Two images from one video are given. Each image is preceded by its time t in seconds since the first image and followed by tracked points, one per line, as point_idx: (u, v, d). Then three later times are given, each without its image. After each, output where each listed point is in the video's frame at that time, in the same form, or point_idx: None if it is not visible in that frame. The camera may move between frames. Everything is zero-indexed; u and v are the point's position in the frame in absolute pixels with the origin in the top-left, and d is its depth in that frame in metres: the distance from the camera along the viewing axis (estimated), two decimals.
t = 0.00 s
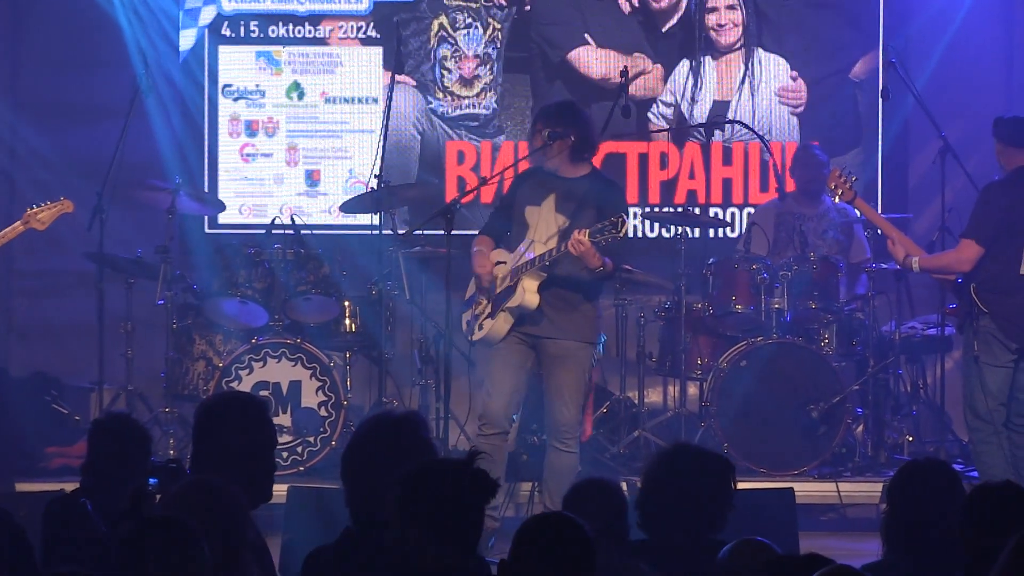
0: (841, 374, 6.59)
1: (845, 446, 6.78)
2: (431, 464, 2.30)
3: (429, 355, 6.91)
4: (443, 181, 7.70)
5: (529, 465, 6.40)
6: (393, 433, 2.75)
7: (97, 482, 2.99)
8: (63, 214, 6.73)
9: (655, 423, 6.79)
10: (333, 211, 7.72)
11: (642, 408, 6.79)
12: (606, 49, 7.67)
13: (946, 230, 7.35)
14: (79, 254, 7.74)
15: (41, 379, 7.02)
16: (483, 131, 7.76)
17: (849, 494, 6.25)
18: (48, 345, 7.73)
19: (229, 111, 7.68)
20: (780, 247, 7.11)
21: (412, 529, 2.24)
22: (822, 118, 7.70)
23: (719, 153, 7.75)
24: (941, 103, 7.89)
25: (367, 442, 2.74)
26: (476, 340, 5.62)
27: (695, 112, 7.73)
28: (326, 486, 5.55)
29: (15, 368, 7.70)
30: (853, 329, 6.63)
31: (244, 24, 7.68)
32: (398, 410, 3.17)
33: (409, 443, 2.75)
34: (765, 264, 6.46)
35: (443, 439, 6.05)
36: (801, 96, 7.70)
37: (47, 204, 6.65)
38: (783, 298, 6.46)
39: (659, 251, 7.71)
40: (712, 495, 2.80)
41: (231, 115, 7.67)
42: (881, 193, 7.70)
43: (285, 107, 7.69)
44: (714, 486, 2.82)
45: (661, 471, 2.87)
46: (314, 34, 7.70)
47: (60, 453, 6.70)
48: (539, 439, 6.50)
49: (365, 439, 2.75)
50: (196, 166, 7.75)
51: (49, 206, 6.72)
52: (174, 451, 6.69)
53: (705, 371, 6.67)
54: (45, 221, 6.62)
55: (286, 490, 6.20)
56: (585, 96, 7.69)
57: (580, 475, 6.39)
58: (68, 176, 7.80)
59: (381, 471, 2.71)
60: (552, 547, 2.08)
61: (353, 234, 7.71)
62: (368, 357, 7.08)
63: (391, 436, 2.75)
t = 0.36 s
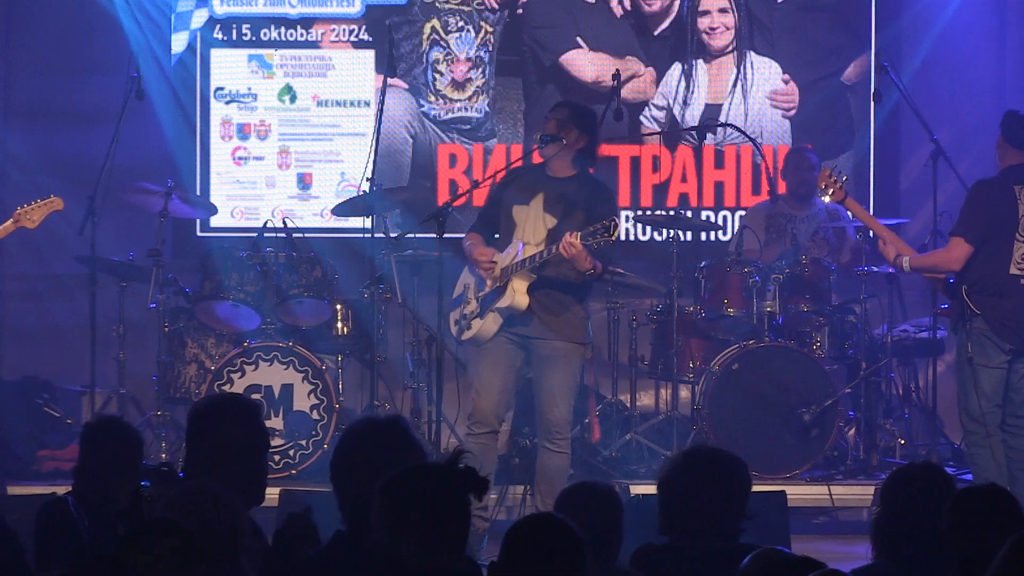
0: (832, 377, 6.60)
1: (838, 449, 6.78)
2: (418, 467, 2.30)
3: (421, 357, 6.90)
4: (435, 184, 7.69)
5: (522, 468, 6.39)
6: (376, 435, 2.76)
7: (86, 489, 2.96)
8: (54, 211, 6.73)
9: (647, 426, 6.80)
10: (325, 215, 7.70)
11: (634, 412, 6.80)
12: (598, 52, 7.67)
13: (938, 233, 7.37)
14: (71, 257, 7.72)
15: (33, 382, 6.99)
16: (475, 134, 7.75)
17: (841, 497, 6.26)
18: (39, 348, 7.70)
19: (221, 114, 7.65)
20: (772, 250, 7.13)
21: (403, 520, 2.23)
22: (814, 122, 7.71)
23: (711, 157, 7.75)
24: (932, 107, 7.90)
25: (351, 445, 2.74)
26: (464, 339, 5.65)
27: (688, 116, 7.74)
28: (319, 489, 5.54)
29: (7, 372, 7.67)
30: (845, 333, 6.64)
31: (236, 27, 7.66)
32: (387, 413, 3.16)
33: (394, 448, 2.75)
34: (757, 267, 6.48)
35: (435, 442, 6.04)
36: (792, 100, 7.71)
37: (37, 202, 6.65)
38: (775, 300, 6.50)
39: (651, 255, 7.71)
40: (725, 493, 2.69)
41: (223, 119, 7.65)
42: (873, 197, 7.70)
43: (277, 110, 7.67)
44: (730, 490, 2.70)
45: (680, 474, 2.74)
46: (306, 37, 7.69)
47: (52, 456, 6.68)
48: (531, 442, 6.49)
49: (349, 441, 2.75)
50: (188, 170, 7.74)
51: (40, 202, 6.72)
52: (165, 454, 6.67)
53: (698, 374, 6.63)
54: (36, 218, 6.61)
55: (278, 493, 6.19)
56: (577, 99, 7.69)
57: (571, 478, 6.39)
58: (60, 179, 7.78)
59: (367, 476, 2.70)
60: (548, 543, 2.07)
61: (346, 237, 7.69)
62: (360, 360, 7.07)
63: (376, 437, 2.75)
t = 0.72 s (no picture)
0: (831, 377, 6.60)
1: (836, 450, 6.78)
2: (416, 468, 2.29)
3: (420, 358, 6.90)
4: (433, 185, 7.69)
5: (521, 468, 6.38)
6: (370, 437, 2.76)
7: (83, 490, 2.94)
8: (52, 209, 6.69)
9: (646, 426, 6.80)
10: (324, 215, 7.70)
11: (632, 412, 6.80)
12: (596, 53, 7.67)
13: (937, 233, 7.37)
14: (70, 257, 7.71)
15: (32, 383, 6.99)
16: (474, 134, 7.75)
17: (840, 497, 6.25)
18: (38, 348, 7.69)
19: (219, 115, 7.64)
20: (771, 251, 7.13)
21: (403, 513, 2.22)
22: (813, 123, 7.71)
23: (709, 157, 7.75)
24: (930, 108, 7.91)
25: (340, 442, 2.75)
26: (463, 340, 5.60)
27: (686, 116, 7.74)
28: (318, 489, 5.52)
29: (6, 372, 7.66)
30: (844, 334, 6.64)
31: (235, 28, 7.65)
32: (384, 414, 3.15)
33: (384, 446, 2.75)
34: (755, 267, 6.47)
35: (434, 443, 6.03)
36: (791, 100, 7.72)
37: (37, 200, 6.62)
38: (773, 301, 6.48)
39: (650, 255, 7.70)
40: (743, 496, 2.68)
41: (222, 119, 7.64)
42: (872, 197, 7.70)
43: (276, 110, 7.67)
44: (750, 494, 2.68)
45: (697, 475, 2.71)
46: (305, 37, 7.69)
47: (50, 457, 6.68)
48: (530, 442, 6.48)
49: (340, 438, 2.76)
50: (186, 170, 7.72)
51: (38, 201, 6.69)
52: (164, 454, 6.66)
53: (697, 374, 6.57)
54: (34, 217, 6.57)
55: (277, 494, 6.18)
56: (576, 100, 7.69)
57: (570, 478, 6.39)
58: (59, 178, 7.78)
59: (362, 475, 2.70)
60: (546, 542, 2.04)
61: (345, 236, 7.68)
62: (358, 361, 7.06)
63: (369, 438, 2.76)
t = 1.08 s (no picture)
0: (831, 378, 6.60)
1: (836, 450, 6.78)
2: (410, 467, 2.30)
3: (420, 358, 6.91)
4: (433, 185, 7.70)
5: (521, 467, 6.38)
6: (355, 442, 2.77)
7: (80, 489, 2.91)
8: (56, 214, 6.73)
9: (646, 426, 6.80)
10: (324, 215, 7.70)
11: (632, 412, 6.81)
12: (596, 53, 7.66)
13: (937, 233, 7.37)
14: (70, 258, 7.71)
15: (33, 382, 6.99)
16: (474, 134, 7.76)
17: (839, 497, 6.26)
18: (38, 349, 7.70)
19: (219, 115, 7.65)
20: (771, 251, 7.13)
21: (400, 516, 2.23)
22: (814, 123, 7.71)
23: (710, 157, 7.75)
24: (930, 108, 7.91)
25: (325, 443, 2.76)
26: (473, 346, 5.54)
27: (686, 116, 7.74)
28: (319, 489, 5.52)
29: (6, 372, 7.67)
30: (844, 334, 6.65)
31: (235, 28, 7.66)
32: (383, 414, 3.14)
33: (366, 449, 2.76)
34: (756, 267, 6.48)
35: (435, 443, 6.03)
36: (791, 100, 7.72)
37: (40, 205, 6.64)
38: (773, 301, 6.47)
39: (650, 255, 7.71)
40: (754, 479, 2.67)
41: (221, 119, 7.65)
42: (872, 197, 7.70)
43: (276, 111, 7.68)
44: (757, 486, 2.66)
45: (708, 473, 2.72)
46: (305, 38, 7.69)
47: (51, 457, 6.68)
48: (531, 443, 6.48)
49: (322, 442, 2.76)
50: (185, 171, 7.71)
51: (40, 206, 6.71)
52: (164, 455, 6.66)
53: (697, 374, 6.61)
54: (38, 222, 6.60)
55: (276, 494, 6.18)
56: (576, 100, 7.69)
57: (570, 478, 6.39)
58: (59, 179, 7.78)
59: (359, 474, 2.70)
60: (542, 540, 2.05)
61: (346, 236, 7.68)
62: (358, 361, 7.06)
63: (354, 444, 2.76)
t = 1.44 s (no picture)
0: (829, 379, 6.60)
1: (833, 450, 6.80)
2: (400, 469, 2.31)
3: (417, 359, 6.92)
4: (431, 186, 7.70)
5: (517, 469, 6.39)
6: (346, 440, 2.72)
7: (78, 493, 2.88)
8: (55, 219, 6.73)
9: (643, 427, 6.81)
10: (321, 216, 7.69)
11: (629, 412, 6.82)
12: (594, 54, 7.66)
13: (934, 234, 7.38)
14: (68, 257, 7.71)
15: (31, 383, 6.99)
16: (471, 135, 7.75)
17: (836, 498, 6.26)
18: (37, 349, 7.69)
19: (217, 115, 7.64)
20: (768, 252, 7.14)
21: (395, 513, 2.23)
22: (811, 123, 7.72)
23: (707, 158, 7.76)
24: (928, 109, 7.91)
25: (308, 445, 2.71)
26: (479, 348, 5.49)
27: (683, 117, 7.75)
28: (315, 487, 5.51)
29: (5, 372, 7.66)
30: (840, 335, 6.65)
31: (232, 29, 7.65)
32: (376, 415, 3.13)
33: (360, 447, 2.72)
34: (752, 268, 6.49)
35: (433, 445, 6.02)
36: (788, 101, 7.72)
37: (40, 211, 6.63)
38: (770, 302, 6.48)
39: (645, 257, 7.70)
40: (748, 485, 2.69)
41: (219, 120, 7.64)
42: (869, 198, 7.71)
43: (272, 111, 7.67)
44: (750, 484, 2.69)
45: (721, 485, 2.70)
46: (302, 38, 7.68)
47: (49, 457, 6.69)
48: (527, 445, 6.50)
49: (311, 445, 2.71)
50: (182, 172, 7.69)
51: (40, 211, 6.70)
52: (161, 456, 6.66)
53: (693, 375, 6.60)
54: (38, 226, 6.60)
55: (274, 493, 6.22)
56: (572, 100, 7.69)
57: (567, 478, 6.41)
58: (58, 179, 7.78)
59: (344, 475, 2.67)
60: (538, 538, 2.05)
61: (343, 237, 7.68)
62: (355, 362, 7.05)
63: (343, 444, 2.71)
